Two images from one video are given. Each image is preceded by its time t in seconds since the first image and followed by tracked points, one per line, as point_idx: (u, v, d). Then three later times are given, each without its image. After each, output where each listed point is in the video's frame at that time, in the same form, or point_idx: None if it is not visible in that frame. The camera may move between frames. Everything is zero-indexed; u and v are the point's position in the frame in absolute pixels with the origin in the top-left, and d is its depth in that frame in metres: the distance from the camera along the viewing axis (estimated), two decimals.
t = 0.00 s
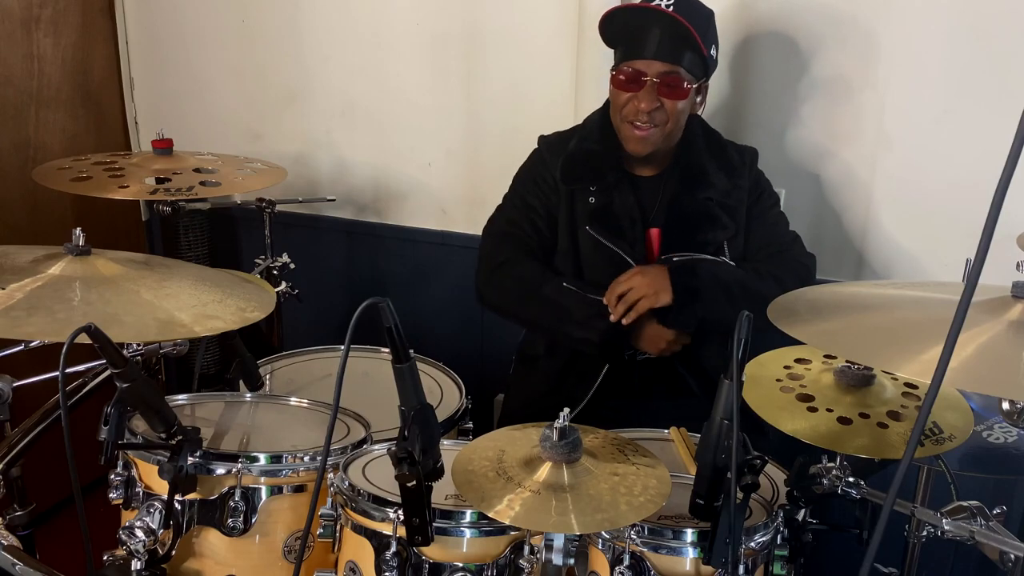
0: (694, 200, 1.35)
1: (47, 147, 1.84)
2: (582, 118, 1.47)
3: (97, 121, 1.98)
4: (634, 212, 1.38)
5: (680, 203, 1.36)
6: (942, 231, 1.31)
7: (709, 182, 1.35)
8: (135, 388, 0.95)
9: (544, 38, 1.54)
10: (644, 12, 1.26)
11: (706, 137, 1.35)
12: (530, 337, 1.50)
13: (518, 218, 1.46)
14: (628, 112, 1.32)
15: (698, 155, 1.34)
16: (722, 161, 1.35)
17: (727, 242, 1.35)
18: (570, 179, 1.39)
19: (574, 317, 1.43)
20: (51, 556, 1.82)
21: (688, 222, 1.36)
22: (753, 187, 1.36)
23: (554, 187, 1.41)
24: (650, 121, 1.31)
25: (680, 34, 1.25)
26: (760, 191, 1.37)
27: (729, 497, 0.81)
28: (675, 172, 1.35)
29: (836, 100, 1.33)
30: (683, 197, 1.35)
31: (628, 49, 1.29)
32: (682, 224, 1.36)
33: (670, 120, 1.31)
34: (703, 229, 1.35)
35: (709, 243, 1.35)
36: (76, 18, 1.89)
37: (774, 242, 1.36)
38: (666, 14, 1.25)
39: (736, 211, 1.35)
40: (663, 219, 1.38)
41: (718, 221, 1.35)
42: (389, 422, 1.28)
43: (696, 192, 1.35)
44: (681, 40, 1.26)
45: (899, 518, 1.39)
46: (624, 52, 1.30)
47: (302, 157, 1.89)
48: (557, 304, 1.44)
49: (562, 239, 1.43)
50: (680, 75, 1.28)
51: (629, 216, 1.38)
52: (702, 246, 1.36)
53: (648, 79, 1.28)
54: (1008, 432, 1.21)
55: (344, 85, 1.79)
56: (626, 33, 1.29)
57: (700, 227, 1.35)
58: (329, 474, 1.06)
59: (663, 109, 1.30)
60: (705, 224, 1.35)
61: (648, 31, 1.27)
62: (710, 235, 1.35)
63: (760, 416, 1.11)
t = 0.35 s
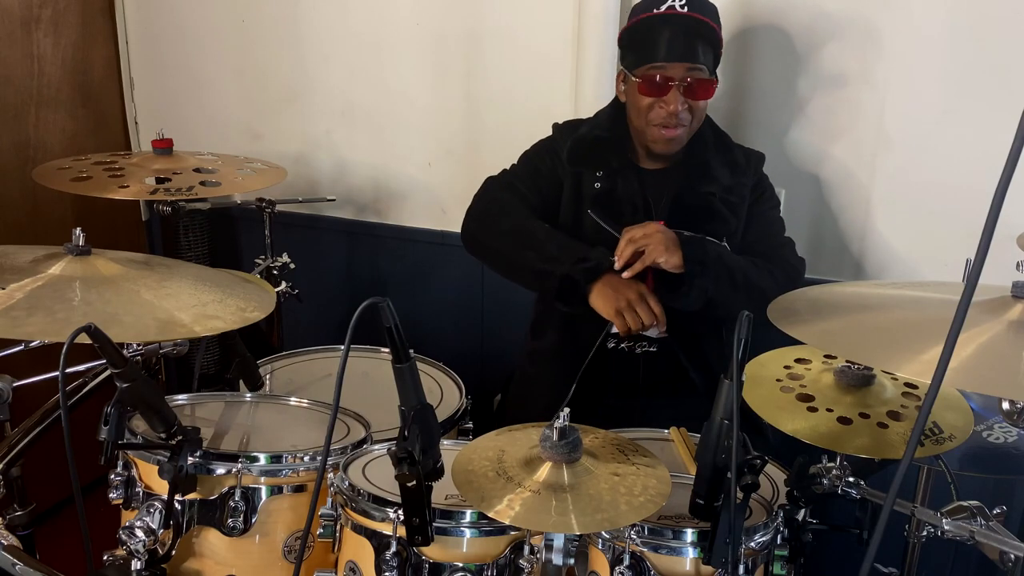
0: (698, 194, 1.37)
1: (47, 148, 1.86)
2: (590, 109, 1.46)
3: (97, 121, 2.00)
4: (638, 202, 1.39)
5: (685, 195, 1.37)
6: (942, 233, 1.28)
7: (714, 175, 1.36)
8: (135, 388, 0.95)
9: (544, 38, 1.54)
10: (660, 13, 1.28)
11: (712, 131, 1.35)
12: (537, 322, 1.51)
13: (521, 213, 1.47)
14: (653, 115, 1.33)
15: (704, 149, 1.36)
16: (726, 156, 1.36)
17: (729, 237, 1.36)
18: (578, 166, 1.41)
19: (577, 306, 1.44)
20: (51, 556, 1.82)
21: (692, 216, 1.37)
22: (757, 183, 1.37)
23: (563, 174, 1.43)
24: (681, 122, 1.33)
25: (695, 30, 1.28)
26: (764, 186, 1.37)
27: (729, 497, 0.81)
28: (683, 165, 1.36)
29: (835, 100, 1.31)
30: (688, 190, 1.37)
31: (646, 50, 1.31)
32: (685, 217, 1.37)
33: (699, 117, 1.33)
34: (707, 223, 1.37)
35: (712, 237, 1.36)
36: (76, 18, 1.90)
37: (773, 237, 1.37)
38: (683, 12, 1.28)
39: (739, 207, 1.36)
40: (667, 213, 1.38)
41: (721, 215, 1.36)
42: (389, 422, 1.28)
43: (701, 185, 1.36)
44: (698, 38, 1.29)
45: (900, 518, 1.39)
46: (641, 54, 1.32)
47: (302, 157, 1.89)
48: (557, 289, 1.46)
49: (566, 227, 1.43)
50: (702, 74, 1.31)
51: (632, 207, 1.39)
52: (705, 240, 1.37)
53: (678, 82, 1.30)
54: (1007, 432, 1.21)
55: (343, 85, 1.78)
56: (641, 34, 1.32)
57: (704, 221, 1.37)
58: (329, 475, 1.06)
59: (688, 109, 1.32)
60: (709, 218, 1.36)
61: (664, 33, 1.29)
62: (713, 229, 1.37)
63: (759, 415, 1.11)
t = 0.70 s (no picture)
0: (703, 198, 1.37)
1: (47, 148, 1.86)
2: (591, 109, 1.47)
3: (97, 121, 2.00)
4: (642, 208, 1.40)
5: (687, 200, 1.38)
6: (942, 232, 1.28)
7: (717, 181, 1.37)
8: (135, 388, 0.95)
9: (545, 38, 1.54)
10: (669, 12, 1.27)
11: (714, 135, 1.36)
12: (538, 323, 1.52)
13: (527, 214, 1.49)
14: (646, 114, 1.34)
15: (707, 153, 1.36)
16: (729, 160, 1.37)
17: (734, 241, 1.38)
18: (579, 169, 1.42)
19: (580, 307, 1.47)
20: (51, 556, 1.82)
21: (697, 220, 1.38)
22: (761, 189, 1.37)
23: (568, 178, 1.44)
24: (672, 124, 1.34)
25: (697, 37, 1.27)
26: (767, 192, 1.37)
27: (729, 497, 0.81)
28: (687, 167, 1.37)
29: (836, 100, 1.31)
30: (693, 194, 1.37)
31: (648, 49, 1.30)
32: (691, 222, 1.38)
33: (693, 125, 1.34)
34: (712, 227, 1.38)
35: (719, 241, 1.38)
36: (76, 18, 1.90)
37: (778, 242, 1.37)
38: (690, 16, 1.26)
39: (744, 211, 1.37)
40: (672, 215, 1.39)
41: (726, 220, 1.37)
42: (389, 422, 1.28)
43: (706, 189, 1.37)
44: (703, 45, 1.27)
45: (900, 518, 1.39)
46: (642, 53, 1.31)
47: (302, 157, 1.89)
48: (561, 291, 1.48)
49: (571, 230, 1.44)
50: (698, 80, 1.29)
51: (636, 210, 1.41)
52: (709, 244, 1.38)
53: (670, 85, 1.30)
54: (1007, 432, 1.21)
55: (343, 85, 1.78)
56: (647, 33, 1.30)
57: (709, 225, 1.38)
58: (329, 475, 1.06)
59: (681, 112, 1.32)
60: (714, 222, 1.37)
61: (669, 35, 1.28)
62: (718, 232, 1.38)
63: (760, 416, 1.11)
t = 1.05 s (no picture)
0: (712, 208, 1.35)
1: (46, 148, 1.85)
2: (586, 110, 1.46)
3: (97, 121, 2.00)
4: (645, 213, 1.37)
5: (698, 209, 1.35)
6: (942, 232, 1.28)
7: (727, 191, 1.34)
8: (135, 388, 0.95)
9: (545, 38, 1.54)
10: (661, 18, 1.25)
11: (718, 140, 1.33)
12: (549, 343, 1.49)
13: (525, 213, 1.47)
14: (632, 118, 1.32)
15: (713, 159, 1.33)
16: (736, 169, 1.35)
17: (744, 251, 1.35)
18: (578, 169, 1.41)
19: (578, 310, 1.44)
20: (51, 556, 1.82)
21: (706, 229, 1.35)
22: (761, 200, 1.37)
23: (572, 185, 1.39)
24: (655, 129, 1.30)
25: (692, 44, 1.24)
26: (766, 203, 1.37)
27: (729, 497, 0.81)
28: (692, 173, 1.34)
29: (837, 101, 1.31)
30: (702, 203, 1.34)
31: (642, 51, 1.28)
32: (700, 231, 1.35)
33: (676, 132, 1.30)
34: (722, 236, 1.35)
35: (729, 249, 1.35)
36: (76, 18, 1.90)
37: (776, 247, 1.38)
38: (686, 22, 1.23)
39: (753, 219, 1.35)
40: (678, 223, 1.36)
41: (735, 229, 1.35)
42: (389, 422, 1.28)
43: (716, 199, 1.34)
44: (696, 53, 1.25)
45: (900, 518, 1.39)
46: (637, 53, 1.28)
47: (302, 157, 1.89)
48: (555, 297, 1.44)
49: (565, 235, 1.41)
50: (686, 88, 1.27)
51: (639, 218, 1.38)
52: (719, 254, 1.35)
53: (656, 89, 1.27)
54: (1007, 432, 1.21)
55: (344, 85, 1.78)
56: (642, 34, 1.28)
57: (720, 235, 1.35)
58: (329, 474, 1.06)
59: (666, 119, 1.29)
60: (725, 231, 1.35)
61: (663, 40, 1.25)
62: (729, 242, 1.35)
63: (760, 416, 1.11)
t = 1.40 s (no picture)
0: (697, 209, 1.35)
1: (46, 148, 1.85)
2: (581, 118, 1.46)
3: (97, 121, 2.00)
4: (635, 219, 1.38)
5: (684, 211, 1.35)
6: (942, 232, 1.28)
7: (712, 192, 1.35)
8: (135, 388, 0.95)
9: (544, 39, 1.54)
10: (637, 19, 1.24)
11: (705, 147, 1.35)
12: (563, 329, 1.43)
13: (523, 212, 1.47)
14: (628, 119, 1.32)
15: (699, 161, 1.34)
16: (724, 172, 1.35)
17: (731, 251, 1.35)
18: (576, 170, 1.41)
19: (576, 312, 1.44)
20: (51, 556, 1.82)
21: (691, 231, 1.35)
22: (753, 197, 1.36)
23: (563, 194, 1.40)
24: (658, 128, 1.31)
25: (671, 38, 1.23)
26: (758, 199, 1.36)
27: (729, 497, 0.81)
28: (676, 175, 1.35)
29: (836, 101, 1.31)
30: (687, 205, 1.35)
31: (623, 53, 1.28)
32: (686, 233, 1.36)
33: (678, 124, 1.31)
34: (708, 238, 1.35)
35: (715, 250, 1.35)
36: (76, 18, 1.90)
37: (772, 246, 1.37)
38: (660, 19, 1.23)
39: (739, 219, 1.35)
40: (666, 226, 1.37)
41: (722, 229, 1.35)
42: (390, 422, 1.28)
43: (700, 200, 1.35)
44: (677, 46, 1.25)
45: (900, 518, 1.38)
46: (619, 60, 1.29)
47: (302, 157, 1.89)
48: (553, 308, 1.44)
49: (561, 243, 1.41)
50: (681, 79, 1.26)
51: (631, 220, 1.39)
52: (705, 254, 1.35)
53: (654, 87, 1.27)
54: (1008, 432, 1.21)
55: (343, 85, 1.78)
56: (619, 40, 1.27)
57: (704, 236, 1.35)
58: (329, 475, 1.06)
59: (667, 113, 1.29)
60: (711, 232, 1.35)
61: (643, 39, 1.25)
62: (715, 243, 1.35)
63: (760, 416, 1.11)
